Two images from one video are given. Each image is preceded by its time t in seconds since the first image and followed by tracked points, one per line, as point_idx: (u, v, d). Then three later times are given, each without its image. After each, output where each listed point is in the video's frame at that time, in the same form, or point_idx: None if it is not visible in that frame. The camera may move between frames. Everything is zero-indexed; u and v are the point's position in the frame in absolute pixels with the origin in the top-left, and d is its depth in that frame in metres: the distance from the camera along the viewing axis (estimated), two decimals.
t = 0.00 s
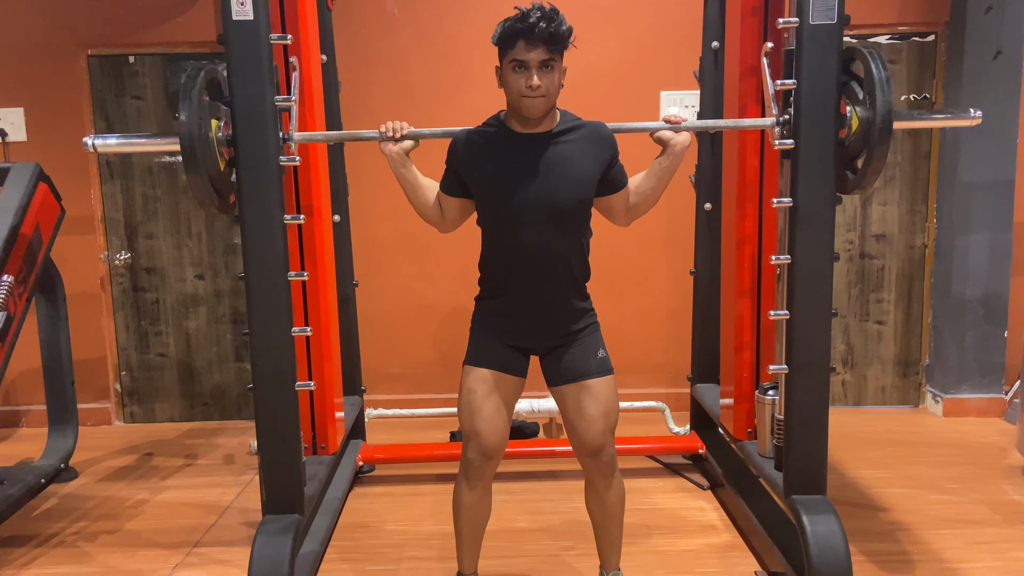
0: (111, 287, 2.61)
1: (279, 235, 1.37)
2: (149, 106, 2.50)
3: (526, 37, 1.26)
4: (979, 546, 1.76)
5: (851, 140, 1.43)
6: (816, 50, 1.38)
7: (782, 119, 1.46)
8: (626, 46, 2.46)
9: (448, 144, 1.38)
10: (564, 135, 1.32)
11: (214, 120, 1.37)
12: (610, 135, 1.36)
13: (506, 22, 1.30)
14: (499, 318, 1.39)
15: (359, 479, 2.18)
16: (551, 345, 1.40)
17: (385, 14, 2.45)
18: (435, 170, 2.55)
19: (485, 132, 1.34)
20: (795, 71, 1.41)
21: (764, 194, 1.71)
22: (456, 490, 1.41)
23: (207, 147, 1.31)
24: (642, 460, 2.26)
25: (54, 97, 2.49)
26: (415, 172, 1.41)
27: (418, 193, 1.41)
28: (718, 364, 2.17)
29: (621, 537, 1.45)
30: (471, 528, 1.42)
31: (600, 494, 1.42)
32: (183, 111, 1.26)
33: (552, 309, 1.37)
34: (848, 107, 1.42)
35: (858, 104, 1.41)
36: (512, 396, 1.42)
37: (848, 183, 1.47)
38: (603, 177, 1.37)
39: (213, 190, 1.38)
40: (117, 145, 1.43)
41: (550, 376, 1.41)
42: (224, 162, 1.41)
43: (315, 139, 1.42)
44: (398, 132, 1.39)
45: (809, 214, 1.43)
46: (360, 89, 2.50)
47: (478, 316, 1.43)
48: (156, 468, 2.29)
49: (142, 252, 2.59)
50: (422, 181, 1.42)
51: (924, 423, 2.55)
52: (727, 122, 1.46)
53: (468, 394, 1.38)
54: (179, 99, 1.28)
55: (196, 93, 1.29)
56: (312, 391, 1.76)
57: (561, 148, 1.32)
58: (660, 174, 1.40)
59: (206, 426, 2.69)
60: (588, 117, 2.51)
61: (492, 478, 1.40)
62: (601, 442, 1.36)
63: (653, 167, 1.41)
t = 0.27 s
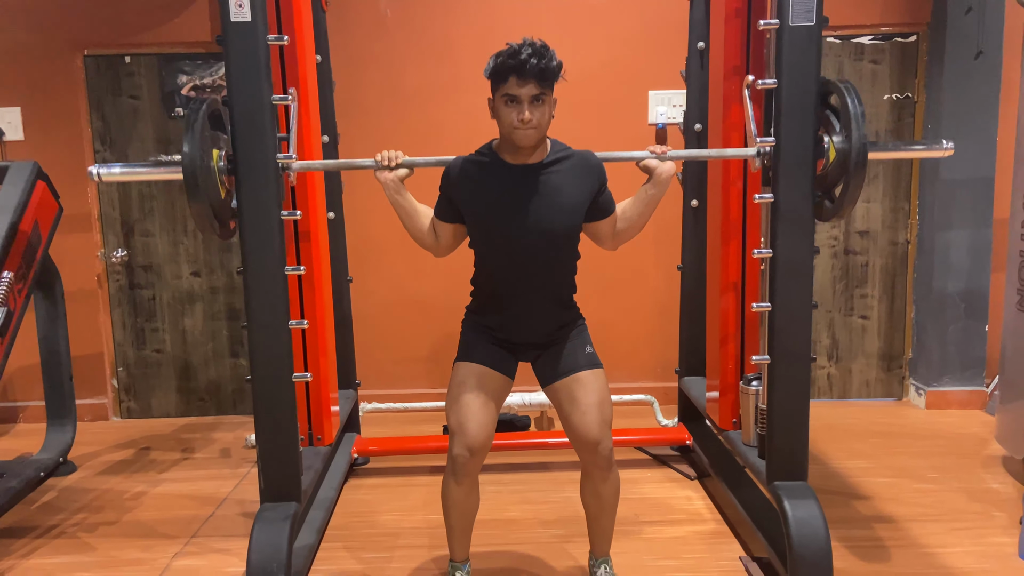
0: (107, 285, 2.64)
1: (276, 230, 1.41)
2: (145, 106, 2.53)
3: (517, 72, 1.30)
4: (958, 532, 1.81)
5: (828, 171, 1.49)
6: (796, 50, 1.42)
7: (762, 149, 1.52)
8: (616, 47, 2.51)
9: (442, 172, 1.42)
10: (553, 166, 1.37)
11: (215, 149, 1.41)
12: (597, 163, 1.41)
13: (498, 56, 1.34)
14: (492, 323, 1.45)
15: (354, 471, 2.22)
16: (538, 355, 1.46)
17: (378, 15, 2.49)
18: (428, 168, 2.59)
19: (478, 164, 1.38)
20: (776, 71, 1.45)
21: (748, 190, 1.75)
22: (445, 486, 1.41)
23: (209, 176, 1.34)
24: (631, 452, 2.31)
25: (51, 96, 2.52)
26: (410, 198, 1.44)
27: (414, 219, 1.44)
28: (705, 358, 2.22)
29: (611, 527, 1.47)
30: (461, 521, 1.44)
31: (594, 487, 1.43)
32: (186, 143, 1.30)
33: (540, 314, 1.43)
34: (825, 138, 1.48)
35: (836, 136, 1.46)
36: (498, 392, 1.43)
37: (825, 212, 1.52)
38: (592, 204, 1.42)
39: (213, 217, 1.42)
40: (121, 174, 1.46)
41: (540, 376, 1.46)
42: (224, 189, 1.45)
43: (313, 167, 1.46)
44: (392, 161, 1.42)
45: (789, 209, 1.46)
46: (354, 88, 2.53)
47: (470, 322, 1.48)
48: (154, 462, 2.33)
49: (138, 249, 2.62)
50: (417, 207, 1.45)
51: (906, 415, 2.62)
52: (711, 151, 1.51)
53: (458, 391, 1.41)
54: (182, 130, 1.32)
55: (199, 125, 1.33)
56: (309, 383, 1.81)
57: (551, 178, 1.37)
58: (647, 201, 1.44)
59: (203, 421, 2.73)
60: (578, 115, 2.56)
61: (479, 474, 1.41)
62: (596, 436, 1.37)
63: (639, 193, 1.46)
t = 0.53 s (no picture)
0: (106, 281, 2.67)
1: (274, 225, 1.44)
2: (143, 104, 2.56)
3: (510, 147, 1.36)
4: (940, 520, 1.85)
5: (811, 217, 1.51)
6: (781, 50, 1.45)
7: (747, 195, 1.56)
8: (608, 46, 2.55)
9: (440, 219, 1.48)
10: (549, 228, 1.44)
11: (219, 195, 1.45)
12: (590, 219, 1.48)
13: (491, 126, 1.38)
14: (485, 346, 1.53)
15: (350, 463, 2.26)
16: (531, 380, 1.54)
17: (374, 15, 2.52)
18: (423, 166, 2.62)
19: (477, 223, 1.44)
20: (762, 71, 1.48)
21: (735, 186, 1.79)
22: (440, 475, 1.43)
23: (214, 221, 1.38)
24: (623, 444, 2.36)
25: (49, 95, 2.55)
26: (408, 239, 1.50)
27: (413, 259, 1.52)
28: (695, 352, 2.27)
29: (605, 513, 1.50)
30: (456, 508, 1.46)
31: (591, 476, 1.45)
32: (193, 189, 1.33)
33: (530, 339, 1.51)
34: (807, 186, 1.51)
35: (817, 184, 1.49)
36: (495, 393, 1.49)
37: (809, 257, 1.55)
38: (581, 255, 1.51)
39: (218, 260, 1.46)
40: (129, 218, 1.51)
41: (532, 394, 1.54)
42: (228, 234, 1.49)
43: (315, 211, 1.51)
44: (392, 207, 1.42)
45: (774, 203, 1.50)
46: (349, 86, 2.57)
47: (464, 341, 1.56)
48: (153, 455, 2.37)
49: (137, 246, 2.65)
50: (415, 247, 1.52)
51: (893, 408, 2.67)
52: (698, 197, 1.56)
53: (456, 388, 1.46)
54: (189, 177, 1.35)
55: (206, 172, 1.37)
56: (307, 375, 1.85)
57: (544, 242, 1.44)
58: (633, 243, 1.51)
59: (201, 415, 2.76)
60: (571, 113, 2.60)
61: (473, 462, 1.42)
62: (592, 423, 1.40)
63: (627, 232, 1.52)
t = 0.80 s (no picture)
0: (106, 278, 2.70)
1: (273, 221, 1.47)
2: (143, 102, 2.58)
3: (505, 204, 1.38)
4: (929, 511, 1.88)
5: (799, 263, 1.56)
6: (771, 49, 1.48)
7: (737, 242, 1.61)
8: (603, 45, 2.58)
9: (439, 264, 1.50)
10: (543, 277, 1.49)
11: (224, 242, 1.49)
12: (583, 267, 1.53)
13: (487, 183, 1.41)
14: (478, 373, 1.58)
15: (348, 457, 2.29)
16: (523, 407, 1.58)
17: (372, 14, 2.55)
18: (420, 163, 2.65)
19: (474, 273, 1.48)
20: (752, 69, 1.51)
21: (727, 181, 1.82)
22: (434, 471, 1.46)
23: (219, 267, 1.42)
24: (617, 438, 2.39)
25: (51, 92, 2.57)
26: (406, 281, 1.51)
27: (412, 300, 1.54)
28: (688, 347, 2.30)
29: (599, 506, 1.53)
30: (450, 501, 1.49)
31: (586, 470, 1.48)
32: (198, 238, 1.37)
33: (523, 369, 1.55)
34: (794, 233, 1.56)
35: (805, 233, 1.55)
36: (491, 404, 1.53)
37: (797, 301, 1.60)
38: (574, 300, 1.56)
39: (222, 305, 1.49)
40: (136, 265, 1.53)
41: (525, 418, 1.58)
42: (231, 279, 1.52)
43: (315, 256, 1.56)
44: (391, 252, 1.43)
45: (764, 199, 1.53)
46: (347, 85, 2.59)
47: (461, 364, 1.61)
48: (153, 449, 2.40)
49: (137, 242, 2.68)
50: (413, 289, 1.53)
51: (885, 403, 2.70)
52: (690, 242, 1.60)
53: (452, 394, 1.50)
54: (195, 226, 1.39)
55: (211, 222, 1.41)
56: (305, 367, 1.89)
57: (538, 292, 1.49)
58: (626, 286, 1.52)
59: (201, 410, 2.79)
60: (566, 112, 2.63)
61: (465, 456, 1.45)
62: (586, 418, 1.44)
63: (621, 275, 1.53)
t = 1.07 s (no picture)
0: (110, 275, 2.73)
1: (273, 219, 1.50)
2: (146, 102, 2.62)
3: (502, 233, 1.40)
4: (918, 505, 1.91)
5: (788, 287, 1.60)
6: (760, 50, 1.50)
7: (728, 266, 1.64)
8: (599, 46, 2.61)
9: (436, 287, 1.53)
10: (539, 300, 1.51)
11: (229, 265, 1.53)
12: (579, 290, 1.54)
13: (485, 211, 1.43)
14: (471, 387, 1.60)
15: (348, 451, 2.33)
16: (518, 420, 1.61)
17: (371, 15, 2.58)
18: (419, 162, 2.68)
19: (471, 297, 1.50)
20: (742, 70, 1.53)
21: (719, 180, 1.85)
22: (426, 463, 1.50)
23: (225, 290, 1.45)
24: (612, 434, 2.43)
25: (54, 92, 2.61)
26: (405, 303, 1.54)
27: (410, 321, 1.56)
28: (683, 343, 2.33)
29: (592, 499, 1.55)
30: (443, 493, 1.53)
31: (580, 465, 1.51)
32: (205, 263, 1.41)
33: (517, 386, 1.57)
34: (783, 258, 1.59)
35: (794, 256, 1.57)
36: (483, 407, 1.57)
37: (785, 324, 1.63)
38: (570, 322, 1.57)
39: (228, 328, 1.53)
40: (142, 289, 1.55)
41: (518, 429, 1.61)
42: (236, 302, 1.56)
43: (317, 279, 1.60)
44: (390, 276, 1.46)
45: (755, 198, 1.55)
46: (348, 85, 2.63)
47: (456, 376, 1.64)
48: (156, 443, 2.44)
49: (140, 240, 2.72)
50: (411, 310, 1.55)
51: (878, 400, 2.73)
52: (682, 265, 1.62)
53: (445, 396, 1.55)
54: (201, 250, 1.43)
55: (217, 247, 1.45)
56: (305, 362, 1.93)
57: (534, 316, 1.51)
58: (620, 308, 1.54)
59: (202, 406, 2.82)
60: (563, 112, 2.66)
61: (456, 446, 1.49)
62: (578, 412, 1.48)
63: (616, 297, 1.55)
